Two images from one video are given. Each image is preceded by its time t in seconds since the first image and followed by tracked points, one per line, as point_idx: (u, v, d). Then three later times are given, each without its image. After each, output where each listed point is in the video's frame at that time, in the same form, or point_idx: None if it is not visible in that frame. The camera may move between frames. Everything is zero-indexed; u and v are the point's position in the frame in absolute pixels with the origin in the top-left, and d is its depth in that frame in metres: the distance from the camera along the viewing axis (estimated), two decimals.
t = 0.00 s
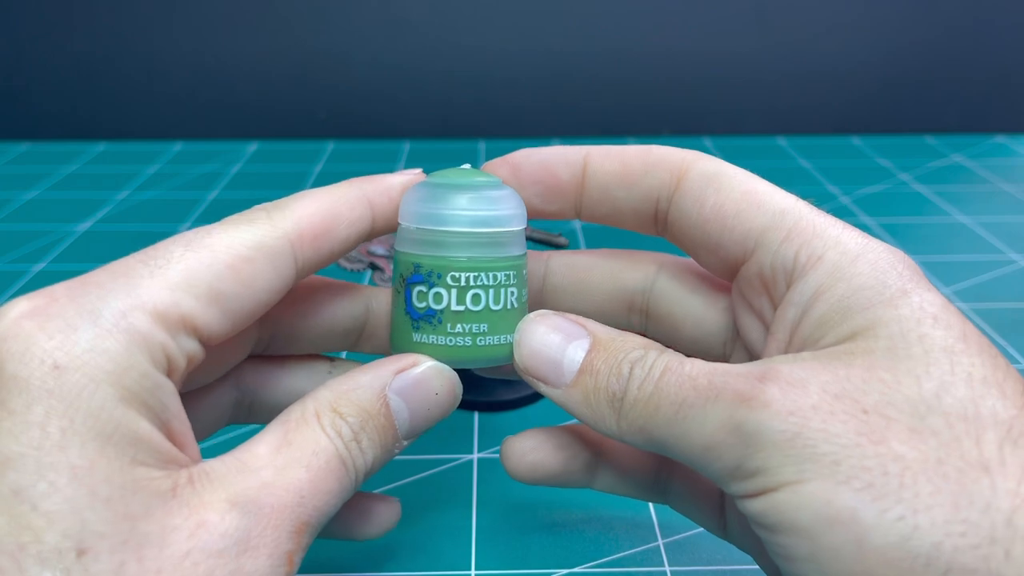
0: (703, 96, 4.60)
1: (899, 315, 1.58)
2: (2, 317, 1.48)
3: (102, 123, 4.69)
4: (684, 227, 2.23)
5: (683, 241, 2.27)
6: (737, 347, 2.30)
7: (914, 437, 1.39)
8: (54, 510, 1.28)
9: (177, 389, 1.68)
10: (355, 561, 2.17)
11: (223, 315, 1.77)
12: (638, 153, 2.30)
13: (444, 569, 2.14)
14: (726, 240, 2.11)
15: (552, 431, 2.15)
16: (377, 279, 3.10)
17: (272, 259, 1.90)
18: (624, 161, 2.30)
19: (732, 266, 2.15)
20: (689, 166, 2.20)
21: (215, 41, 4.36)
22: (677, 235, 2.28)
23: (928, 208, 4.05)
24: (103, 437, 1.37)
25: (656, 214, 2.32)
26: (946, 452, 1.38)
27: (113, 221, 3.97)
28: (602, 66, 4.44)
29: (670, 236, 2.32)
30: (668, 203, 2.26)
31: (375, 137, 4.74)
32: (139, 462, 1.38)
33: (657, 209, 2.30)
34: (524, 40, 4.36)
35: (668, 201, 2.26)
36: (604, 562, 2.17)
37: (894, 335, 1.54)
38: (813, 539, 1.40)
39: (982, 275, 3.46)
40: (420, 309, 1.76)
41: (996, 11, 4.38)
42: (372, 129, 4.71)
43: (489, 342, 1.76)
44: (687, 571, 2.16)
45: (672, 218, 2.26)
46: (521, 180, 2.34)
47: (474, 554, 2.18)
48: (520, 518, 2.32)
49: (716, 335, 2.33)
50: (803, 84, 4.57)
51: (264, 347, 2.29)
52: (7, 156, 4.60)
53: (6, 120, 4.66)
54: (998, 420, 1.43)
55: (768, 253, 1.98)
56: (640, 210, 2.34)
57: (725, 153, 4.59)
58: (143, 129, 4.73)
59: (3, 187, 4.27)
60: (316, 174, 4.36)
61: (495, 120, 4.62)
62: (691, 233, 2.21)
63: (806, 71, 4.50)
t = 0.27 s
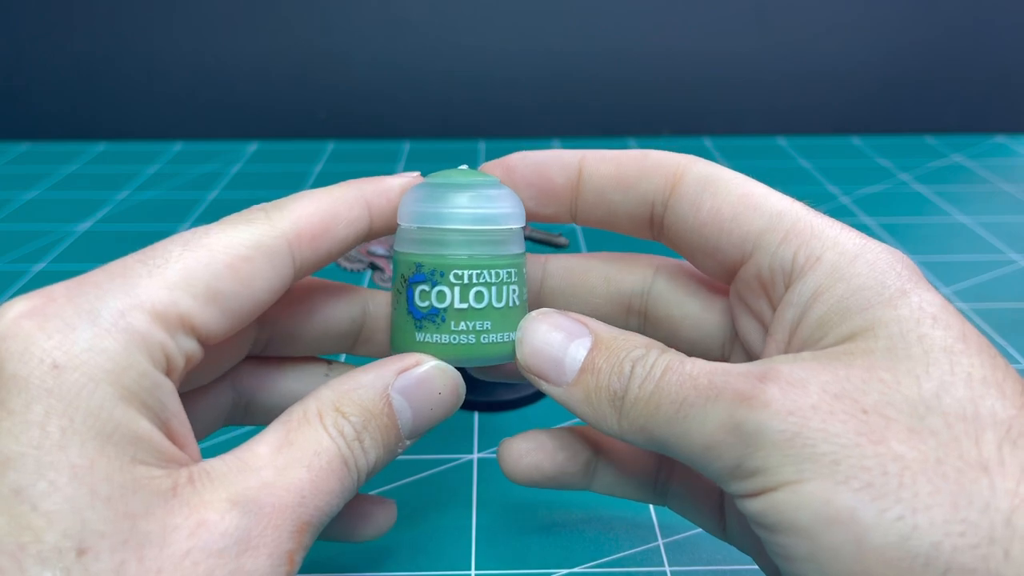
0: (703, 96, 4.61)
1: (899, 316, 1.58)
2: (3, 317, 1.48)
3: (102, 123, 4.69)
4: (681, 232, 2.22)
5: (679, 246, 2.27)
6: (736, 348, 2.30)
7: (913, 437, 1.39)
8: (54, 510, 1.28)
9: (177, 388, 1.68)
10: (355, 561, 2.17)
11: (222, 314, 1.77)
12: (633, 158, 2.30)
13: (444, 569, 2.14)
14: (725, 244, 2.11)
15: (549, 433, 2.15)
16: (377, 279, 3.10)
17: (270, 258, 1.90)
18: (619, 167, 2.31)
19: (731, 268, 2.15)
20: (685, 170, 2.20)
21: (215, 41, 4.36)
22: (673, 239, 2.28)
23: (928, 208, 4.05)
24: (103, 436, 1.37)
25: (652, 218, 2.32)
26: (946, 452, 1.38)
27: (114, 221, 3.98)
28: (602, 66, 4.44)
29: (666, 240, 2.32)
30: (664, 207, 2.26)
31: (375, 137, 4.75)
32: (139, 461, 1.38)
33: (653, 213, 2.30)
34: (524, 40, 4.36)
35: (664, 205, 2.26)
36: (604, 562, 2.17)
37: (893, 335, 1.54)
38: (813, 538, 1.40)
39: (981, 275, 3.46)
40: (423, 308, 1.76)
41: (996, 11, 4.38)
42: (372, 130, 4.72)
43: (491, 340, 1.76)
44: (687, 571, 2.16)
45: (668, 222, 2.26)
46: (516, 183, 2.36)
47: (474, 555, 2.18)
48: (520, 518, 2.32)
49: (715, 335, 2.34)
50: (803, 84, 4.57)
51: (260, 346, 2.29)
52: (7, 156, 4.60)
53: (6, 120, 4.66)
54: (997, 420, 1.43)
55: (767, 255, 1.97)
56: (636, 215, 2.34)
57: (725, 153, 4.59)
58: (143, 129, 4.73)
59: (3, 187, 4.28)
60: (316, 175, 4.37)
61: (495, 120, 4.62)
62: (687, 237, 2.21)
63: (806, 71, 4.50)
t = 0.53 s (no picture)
0: (703, 96, 4.61)
1: (902, 314, 1.57)
2: (13, 317, 1.47)
3: (103, 123, 4.69)
4: (684, 229, 2.22)
5: (682, 244, 2.27)
6: (742, 345, 2.30)
7: (916, 436, 1.39)
8: (61, 510, 1.28)
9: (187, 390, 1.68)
10: (355, 561, 2.17)
11: (232, 318, 1.78)
12: (635, 157, 2.30)
13: (444, 569, 2.14)
14: (727, 243, 2.11)
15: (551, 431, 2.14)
16: (377, 279, 3.10)
17: (279, 262, 1.90)
18: (621, 165, 2.31)
19: (734, 267, 2.15)
20: (686, 169, 2.20)
21: (215, 41, 4.35)
22: (677, 237, 2.28)
23: (928, 208, 4.05)
24: (111, 438, 1.37)
25: (655, 217, 2.32)
26: (948, 451, 1.38)
27: (114, 221, 3.97)
28: (602, 66, 4.44)
29: (669, 238, 2.32)
30: (666, 205, 2.26)
31: (375, 137, 4.75)
32: (146, 463, 1.37)
33: (656, 212, 2.30)
34: (524, 40, 4.36)
35: (666, 204, 2.25)
36: (605, 562, 2.17)
37: (896, 333, 1.54)
38: (816, 538, 1.40)
39: (982, 275, 3.46)
40: (411, 307, 1.76)
41: (996, 11, 4.38)
42: (372, 130, 4.71)
43: (479, 338, 1.74)
44: (687, 571, 2.16)
45: (670, 221, 2.26)
46: (518, 182, 2.35)
47: (475, 555, 2.18)
48: (520, 518, 2.32)
49: (721, 330, 2.34)
50: (804, 84, 4.57)
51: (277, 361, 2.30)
52: (7, 156, 4.60)
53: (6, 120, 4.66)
54: (1000, 419, 1.43)
55: (770, 254, 1.97)
56: (639, 214, 2.34)
57: (725, 153, 4.59)
58: (143, 129, 4.73)
59: (4, 187, 4.27)
60: (317, 174, 4.36)
61: (495, 119, 4.62)
62: (690, 235, 2.21)
63: (806, 71, 4.50)
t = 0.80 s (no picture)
0: (703, 97, 4.61)
1: (902, 315, 1.57)
2: (12, 319, 1.47)
3: (103, 123, 4.69)
4: (682, 232, 2.22)
5: (681, 247, 2.27)
6: (740, 347, 2.30)
7: (917, 436, 1.39)
8: (60, 512, 1.28)
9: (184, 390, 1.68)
10: (355, 562, 2.17)
11: (228, 315, 1.77)
12: (633, 160, 2.30)
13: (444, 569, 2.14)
14: (726, 245, 2.11)
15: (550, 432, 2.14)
16: (377, 279, 3.10)
17: (275, 256, 1.90)
18: (619, 169, 2.31)
19: (732, 269, 2.15)
20: (685, 172, 2.20)
21: (215, 41, 4.35)
22: (675, 241, 2.28)
23: (927, 208, 4.05)
24: (110, 438, 1.36)
25: (654, 220, 2.31)
26: (949, 451, 1.38)
27: (114, 221, 3.97)
28: (602, 66, 4.44)
29: (668, 242, 2.32)
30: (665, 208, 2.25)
31: (375, 137, 4.75)
32: (145, 464, 1.37)
33: (654, 215, 2.30)
34: (524, 40, 4.36)
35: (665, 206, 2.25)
36: (604, 562, 2.17)
37: (897, 334, 1.54)
38: (816, 538, 1.40)
39: (981, 275, 3.46)
40: (421, 307, 1.76)
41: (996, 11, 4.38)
42: (372, 130, 4.71)
43: (490, 338, 1.75)
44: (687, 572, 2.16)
45: (669, 224, 2.26)
46: (517, 185, 2.36)
47: (474, 554, 2.18)
48: (520, 518, 2.32)
49: (718, 333, 2.34)
50: (804, 84, 4.57)
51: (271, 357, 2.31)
52: (7, 156, 4.60)
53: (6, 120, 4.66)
54: (1001, 419, 1.43)
55: (769, 255, 1.98)
56: (638, 217, 2.34)
57: (725, 153, 4.59)
58: (143, 130, 4.73)
59: (4, 187, 4.27)
60: (316, 175, 4.36)
61: (495, 120, 4.63)
62: (688, 238, 2.21)
63: (806, 71, 4.50)
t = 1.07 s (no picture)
0: (703, 96, 4.61)
1: (903, 315, 1.57)
2: (12, 321, 1.48)
3: (102, 123, 4.69)
4: (683, 236, 2.22)
5: (682, 251, 2.27)
6: (741, 348, 2.31)
7: (919, 436, 1.39)
8: (59, 512, 1.28)
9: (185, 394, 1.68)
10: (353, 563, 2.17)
11: (230, 317, 1.77)
12: (633, 165, 2.30)
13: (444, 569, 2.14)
14: (726, 247, 2.11)
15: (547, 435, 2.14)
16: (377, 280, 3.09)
17: (277, 261, 1.90)
18: (619, 174, 2.30)
19: (733, 271, 2.15)
20: (685, 176, 2.20)
21: (215, 41, 4.35)
22: (676, 244, 2.27)
23: (927, 207, 4.05)
24: (110, 438, 1.36)
25: (654, 225, 2.31)
26: (950, 452, 1.38)
27: (114, 221, 3.97)
28: (602, 66, 4.43)
29: (668, 247, 2.31)
30: (665, 213, 2.25)
31: (375, 137, 4.75)
32: (145, 465, 1.37)
33: (654, 219, 2.30)
34: (524, 40, 4.35)
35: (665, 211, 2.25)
36: (605, 562, 2.17)
37: (898, 333, 1.54)
38: (819, 538, 1.39)
39: (982, 275, 3.46)
40: (415, 306, 1.74)
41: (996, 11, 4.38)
42: (372, 130, 4.71)
43: (484, 337, 1.73)
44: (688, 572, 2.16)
45: (670, 228, 2.26)
46: (517, 187, 2.36)
47: (474, 555, 2.18)
48: (519, 519, 2.32)
49: (718, 335, 2.34)
50: (804, 84, 4.57)
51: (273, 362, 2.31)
52: (7, 156, 4.60)
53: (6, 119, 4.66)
54: (1002, 420, 1.43)
55: (769, 257, 1.98)
56: (638, 222, 2.33)
57: (725, 153, 4.60)
58: (143, 129, 4.73)
59: (3, 187, 4.27)
60: (316, 174, 4.36)
61: (495, 119, 4.63)
62: (689, 241, 2.21)
63: (806, 71, 4.50)
